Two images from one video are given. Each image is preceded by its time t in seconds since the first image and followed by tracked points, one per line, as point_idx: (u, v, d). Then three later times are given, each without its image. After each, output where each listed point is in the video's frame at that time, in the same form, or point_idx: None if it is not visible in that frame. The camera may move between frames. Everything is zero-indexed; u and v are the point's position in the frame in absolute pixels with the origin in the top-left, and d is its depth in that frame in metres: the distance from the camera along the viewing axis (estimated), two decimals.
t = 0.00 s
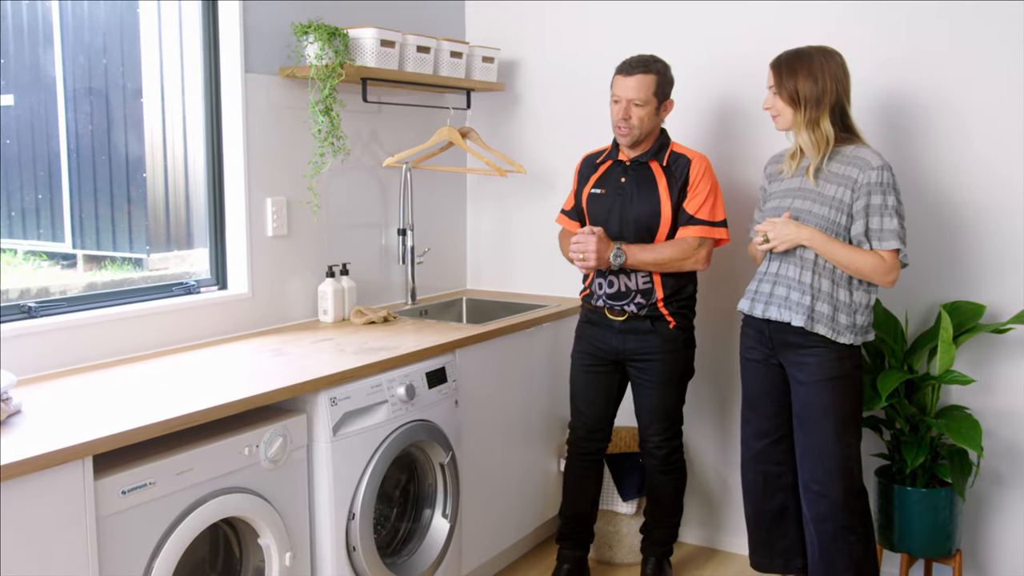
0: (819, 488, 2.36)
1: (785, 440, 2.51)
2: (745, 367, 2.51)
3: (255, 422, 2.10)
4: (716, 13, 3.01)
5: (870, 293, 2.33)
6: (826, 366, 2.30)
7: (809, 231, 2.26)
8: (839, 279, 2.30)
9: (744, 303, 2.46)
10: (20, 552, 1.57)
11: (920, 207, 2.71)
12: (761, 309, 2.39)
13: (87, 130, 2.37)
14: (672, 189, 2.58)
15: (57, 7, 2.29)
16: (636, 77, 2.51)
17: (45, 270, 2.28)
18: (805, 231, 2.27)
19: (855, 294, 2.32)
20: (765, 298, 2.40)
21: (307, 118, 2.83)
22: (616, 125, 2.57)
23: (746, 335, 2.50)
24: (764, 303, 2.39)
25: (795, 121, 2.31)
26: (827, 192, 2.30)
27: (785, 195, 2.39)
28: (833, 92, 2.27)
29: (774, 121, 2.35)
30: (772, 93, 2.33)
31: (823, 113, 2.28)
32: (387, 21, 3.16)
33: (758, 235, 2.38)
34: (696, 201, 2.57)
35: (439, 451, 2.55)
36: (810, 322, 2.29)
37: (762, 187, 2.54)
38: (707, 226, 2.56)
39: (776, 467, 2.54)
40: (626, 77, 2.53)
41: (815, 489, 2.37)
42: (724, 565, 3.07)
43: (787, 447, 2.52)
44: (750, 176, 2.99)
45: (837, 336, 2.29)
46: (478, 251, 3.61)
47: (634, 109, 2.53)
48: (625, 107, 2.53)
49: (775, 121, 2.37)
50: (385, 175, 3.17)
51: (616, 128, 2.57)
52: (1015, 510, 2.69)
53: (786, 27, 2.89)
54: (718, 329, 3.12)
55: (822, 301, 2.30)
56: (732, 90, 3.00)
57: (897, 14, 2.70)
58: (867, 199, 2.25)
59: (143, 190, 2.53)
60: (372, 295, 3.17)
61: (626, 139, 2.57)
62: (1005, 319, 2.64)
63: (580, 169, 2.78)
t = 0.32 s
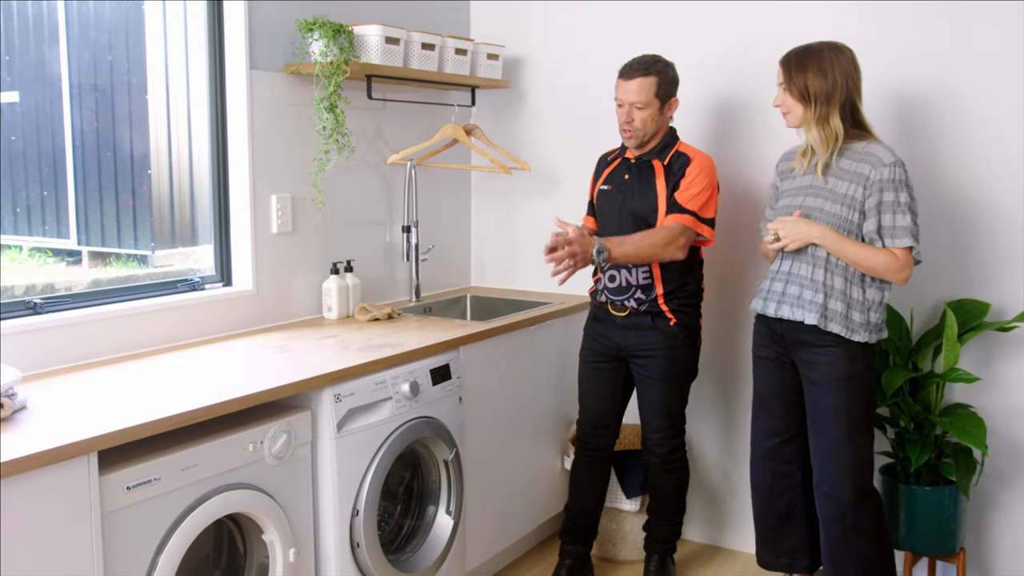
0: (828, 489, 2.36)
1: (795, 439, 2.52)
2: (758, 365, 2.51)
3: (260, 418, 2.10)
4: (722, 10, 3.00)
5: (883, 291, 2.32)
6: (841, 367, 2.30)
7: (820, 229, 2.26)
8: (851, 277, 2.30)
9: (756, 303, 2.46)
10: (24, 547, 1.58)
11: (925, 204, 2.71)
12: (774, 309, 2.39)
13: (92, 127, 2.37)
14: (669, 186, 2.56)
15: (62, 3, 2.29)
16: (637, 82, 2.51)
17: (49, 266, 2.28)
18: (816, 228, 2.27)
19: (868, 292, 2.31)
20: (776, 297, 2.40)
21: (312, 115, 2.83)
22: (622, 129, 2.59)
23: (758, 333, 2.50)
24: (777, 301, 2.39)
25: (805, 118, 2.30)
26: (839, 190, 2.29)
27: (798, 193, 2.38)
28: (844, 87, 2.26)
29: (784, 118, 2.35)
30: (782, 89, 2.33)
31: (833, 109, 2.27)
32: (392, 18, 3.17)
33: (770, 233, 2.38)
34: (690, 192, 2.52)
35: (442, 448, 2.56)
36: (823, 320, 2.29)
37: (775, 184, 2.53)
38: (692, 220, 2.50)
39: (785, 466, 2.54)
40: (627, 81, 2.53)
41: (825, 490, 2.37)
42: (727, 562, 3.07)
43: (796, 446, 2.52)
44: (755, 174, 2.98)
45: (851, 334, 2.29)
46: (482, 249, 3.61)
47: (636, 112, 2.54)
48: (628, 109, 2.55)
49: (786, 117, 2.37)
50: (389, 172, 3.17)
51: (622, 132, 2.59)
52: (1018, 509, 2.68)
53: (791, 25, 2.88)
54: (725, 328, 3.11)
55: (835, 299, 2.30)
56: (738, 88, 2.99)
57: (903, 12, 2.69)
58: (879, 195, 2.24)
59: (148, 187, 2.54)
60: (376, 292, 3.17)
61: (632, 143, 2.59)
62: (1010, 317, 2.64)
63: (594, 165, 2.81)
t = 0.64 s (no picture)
0: (843, 493, 2.36)
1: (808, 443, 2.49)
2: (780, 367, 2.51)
3: (258, 418, 2.10)
4: (720, 11, 3.01)
5: (905, 291, 2.28)
6: (861, 373, 2.28)
7: (834, 228, 2.24)
8: (869, 277, 2.26)
9: (777, 306, 2.45)
10: (21, 548, 1.58)
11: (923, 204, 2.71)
12: (793, 312, 2.39)
13: (89, 128, 2.37)
14: (661, 183, 2.53)
15: (60, 3, 2.29)
16: (637, 82, 2.52)
17: (47, 266, 2.28)
18: (830, 227, 2.25)
19: (889, 293, 2.27)
20: (795, 300, 2.39)
21: (309, 115, 2.83)
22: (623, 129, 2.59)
23: (783, 336, 2.49)
24: (796, 304, 2.38)
25: (815, 115, 2.29)
26: (853, 187, 2.27)
27: (814, 193, 2.37)
28: (854, 83, 2.24)
29: (795, 114, 2.34)
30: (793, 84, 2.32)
31: (842, 105, 2.25)
32: (390, 18, 3.16)
33: (785, 235, 2.37)
34: (683, 186, 2.47)
35: (440, 448, 2.56)
36: (840, 323, 2.27)
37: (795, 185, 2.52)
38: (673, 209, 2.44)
39: (797, 470, 2.52)
40: (627, 80, 2.54)
41: (840, 494, 2.37)
42: (725, 562, 3.08)
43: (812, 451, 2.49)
44: (754, 174, 2.99)
45: (871, 336, 2.25)
46: (480, 248, 3.61)
47: (635, 111, 2.54)
48: (625, 108, 2.56)
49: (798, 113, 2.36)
50: (387, 172, 3.17)
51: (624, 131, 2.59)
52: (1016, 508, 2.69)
53: (790, 25, 2.89)
54: (725, 328, 3.11)
55: (852, 301, 2.27)
56: (737, 88, 3.00)
57: (900, 12, 2.70)
58: (892, 191, 2.21)
59: (145, 187, 2.54)
60: (374, 292, 3.17)
61: (632, 143, 2.59)
62: (1008, 316, 2.65)
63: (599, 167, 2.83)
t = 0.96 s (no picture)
0: (859, 500, 2.26)
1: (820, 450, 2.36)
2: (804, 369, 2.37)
3: (259, 419, 2.10)
4: (720, 11, 3.01)
5: (928, 294, 2.14)
6: (878, 379, 2.15)
7: (848, 230, 2.13)
8: (889, 280, 2.14)
9: (801, 311, 2.34)
10: (23, 549, 1.57)
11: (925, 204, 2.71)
12: (814, 315, 2.28)
13: (89, 130, 2.37)
14: (661, 183, 2.53)
15: (59, 5, 2.29)
16: (640, 79, 2.53)
17: (47, 268, 2.28)
18: (844, 230, 2.14)
19: (910, 296, 2.13)
20: (817, 303, 2.28)
21: (309, 116, 2.83)
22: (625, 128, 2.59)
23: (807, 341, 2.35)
24: (817, 308, 2.27)
25: (833, 115, 2.17)
26: (869, 188, 2.15)
27: (834, 194, 2.25)
28: (872, 82, 2.11)
29: (815, 113, 2.23)
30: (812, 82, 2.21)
31: (859, 105, 2.13)
32: (390, 19, 3.17)
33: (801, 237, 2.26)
34: (682, 185, 2.47)
35: (441, 449, 2.55)
36: (857, 327, 2.16)
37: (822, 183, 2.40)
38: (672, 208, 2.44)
39: (811, 476, 2.39)
40: (630, 78, 2.55)
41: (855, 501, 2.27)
42: (727, 562, 3.08)
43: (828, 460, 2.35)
44: (754, 174, 2.99)
45: (891, 341, 2.13)
46: (480, 247, 3.61)
47: (637, 110, 2.54)
48: (627, 108, 2.56)
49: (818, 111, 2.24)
50: (388, 173, 3.18)
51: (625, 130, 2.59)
52: (1018, 507, 2.69)
53: (790, 25, 2.89)
54: (725, 327, 3.11)
55: (871, 305, 2.16)
56: (736, 87, 3.00)
57: (898, 13, 2.71)
58: (908, 192, 2.08)
59: (145, 188, 2.53)
60: (374, 293, 3.17)
61: (635, 142, 2.59)
62: (1010, 315, 2.64)
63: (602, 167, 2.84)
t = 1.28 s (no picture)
0: (871, 498, 2.27)
1: (822, 448, 2.36)
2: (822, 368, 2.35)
3: (261, 418, 2.10)
4: (720, 8, 3.01)
5: (947, 296, 2.13)
6: (896, 381, 2.15)
7: (866, 230, 2.10)
8: (907, 282, 2.13)
9: (820, 311, 2.33)
10: (25, 548, 1.57)
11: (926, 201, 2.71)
12: (832, 316, 2.26)
13: (88, 130, 2.36)
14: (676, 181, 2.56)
15: (59, 3, 2.28)
16: (668, 72, 2.54)
17: (47, 267, 2.27)
18: (861, 230, 2.11)
19: (930, 299, 2.13)
20: (835, 304, 2.27)
21: (310, 115, 2.83)
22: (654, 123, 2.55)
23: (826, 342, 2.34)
24: (835, 308, 2.26)
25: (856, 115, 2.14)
26: (889, 189, 2.12)
27: (854, 194, 2.23)
28: (894, 80, 2.08)
29: (837, 112, 2.20)
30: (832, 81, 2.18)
31: (881, 103, 2.10)
32: (391, 18, 3.16)
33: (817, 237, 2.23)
34: (700, 182, 2.53)
35: (443, 447, 2.55)
36: (875, 329, 2.15)
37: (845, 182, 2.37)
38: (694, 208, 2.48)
39: (817, 475, 2.38)
40: (659, 70, 2.54)
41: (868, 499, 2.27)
42: (729, 560, 3.08)
43: (836, 459, 2.35)
44: (755, 171, 2.99)
45: (908, 344, 2.12)
46: (481, 245, 3.61)
47: (671, 102, 2.55)
48: (653, 99, 2.54)
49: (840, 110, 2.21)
50: (388, 171, 3.17)
51: (655, 125, 2.56)
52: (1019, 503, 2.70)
53: (790, 22, 2.89)
54: (726, 324, 3.11)
55: (888, 307, 2.15)
56: (737, 85, 3.00)
57: (896, 12, 2.73)
58: (928, 192, 2.06)
59: (145, 187, 2.53)
60: (375, 292, 3.16)
61: (662, 134, 2.58)
62: (1011, 312, 2.65)
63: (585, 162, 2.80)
